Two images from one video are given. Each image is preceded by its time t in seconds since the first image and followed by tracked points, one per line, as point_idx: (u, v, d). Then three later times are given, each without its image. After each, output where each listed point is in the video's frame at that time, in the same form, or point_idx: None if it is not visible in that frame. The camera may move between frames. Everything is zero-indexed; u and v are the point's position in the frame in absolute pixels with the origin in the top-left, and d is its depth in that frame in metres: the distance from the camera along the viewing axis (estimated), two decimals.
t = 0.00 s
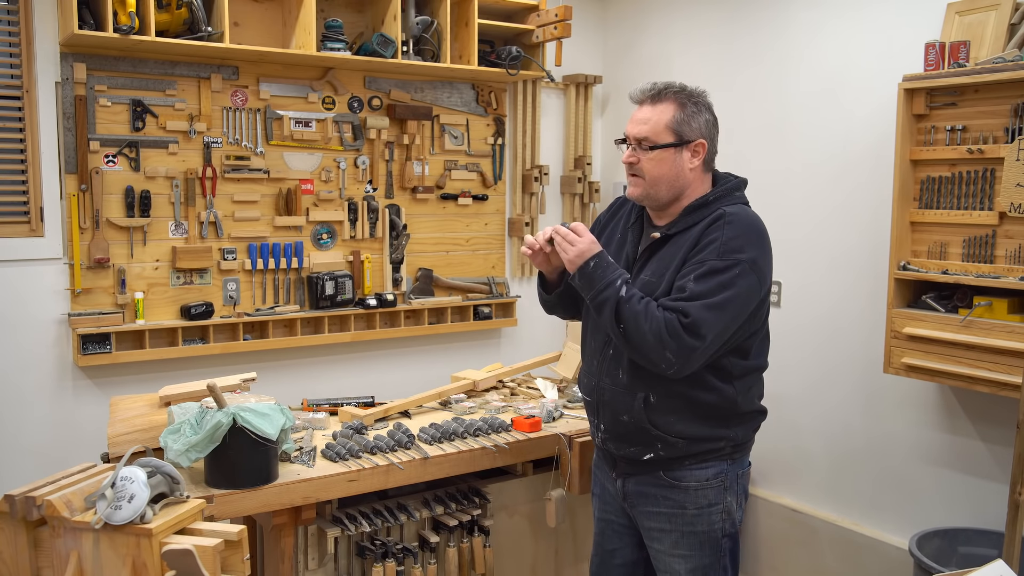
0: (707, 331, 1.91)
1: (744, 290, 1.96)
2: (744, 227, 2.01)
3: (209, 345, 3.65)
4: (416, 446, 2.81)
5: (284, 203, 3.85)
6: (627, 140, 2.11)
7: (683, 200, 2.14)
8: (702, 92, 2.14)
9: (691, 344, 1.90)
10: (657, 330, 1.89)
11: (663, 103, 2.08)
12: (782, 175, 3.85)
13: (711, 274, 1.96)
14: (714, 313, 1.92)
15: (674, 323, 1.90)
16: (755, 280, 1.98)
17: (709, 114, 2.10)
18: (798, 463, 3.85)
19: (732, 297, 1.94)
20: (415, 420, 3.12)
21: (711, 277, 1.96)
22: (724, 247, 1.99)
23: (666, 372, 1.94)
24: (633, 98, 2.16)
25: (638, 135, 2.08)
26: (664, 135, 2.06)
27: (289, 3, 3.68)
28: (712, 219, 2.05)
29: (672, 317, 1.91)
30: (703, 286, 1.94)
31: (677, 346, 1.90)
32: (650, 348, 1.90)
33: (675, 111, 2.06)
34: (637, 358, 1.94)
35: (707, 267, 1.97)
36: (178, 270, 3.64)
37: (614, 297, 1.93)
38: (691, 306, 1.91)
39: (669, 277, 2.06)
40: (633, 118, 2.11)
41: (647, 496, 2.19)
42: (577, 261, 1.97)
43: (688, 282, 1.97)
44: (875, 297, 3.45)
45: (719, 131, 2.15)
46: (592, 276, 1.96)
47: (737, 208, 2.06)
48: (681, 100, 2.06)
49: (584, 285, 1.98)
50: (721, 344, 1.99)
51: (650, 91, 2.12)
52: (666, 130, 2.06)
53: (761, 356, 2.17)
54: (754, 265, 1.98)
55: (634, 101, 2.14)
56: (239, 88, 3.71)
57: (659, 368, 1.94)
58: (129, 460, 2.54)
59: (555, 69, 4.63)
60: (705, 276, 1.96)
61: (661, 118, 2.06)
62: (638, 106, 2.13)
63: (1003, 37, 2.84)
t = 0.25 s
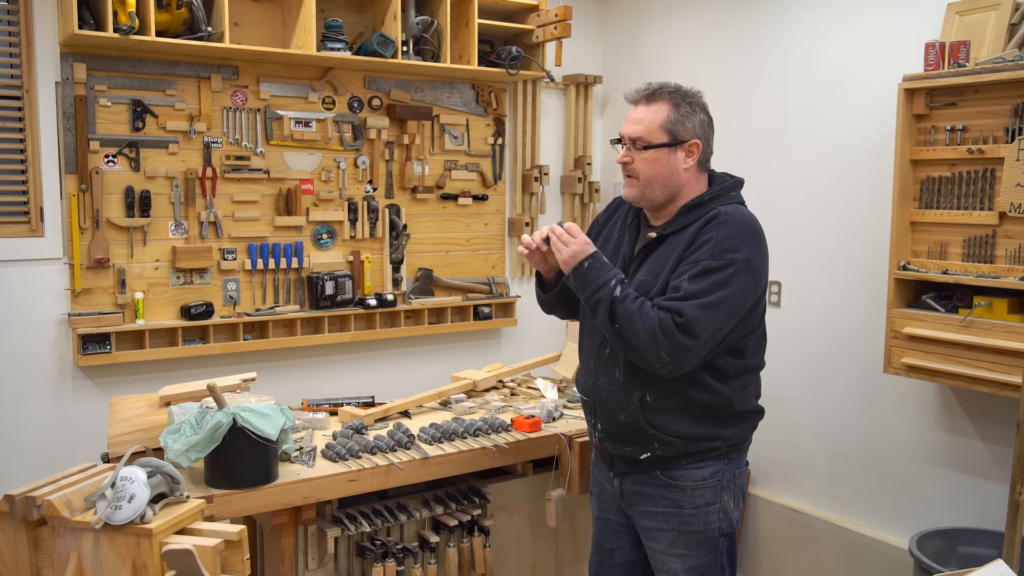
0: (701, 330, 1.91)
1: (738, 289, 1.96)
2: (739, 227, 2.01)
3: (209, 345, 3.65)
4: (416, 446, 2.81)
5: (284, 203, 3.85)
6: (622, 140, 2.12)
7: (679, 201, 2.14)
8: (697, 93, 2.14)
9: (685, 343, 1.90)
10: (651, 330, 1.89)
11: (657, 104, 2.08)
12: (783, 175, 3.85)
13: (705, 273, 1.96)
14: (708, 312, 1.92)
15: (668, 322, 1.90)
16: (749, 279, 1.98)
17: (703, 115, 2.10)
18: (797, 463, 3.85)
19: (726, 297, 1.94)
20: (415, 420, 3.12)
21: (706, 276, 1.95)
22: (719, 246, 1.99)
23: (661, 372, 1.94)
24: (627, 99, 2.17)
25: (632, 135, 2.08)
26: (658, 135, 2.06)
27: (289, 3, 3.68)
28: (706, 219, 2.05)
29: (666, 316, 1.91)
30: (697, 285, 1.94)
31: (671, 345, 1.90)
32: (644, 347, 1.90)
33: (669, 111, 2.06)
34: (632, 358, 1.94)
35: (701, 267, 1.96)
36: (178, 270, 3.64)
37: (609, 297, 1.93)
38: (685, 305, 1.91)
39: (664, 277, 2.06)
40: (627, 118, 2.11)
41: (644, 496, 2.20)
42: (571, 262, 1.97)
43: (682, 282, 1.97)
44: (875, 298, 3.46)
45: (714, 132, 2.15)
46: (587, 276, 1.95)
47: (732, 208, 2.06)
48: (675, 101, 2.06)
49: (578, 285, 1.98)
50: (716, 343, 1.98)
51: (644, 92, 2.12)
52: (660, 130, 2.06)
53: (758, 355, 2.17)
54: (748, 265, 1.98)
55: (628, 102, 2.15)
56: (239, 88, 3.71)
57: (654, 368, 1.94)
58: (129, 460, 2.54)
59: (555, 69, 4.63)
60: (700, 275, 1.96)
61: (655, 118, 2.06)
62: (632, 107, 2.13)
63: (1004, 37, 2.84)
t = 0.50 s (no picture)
0: (697, 331, 1.91)
1: (734, 289, 1.96)
2: (735, 228, 2.01)
3: (209, 345, 3.65)
4: (416, 446, 2.81)
5: (284, 203, 3.85)
6: (618, 141, 2.12)
7: (675, 201, 2.14)
8: (692, 93, 2.14)
9: (681, 344, 1.90)
10: (647, 331, 1.89)
11: (652, 104, 2.08)
12: (782, 175, 3.85)
13: (701, 274, 1.96)
14: (703, 313, 1.91)
15: (663, 323, 1.90)
16: (745, 279, 1.98)
17: (699, 115, 2.10)
18: (797, 463, 3.85)
19: (722, 297, 1.94)
20: (415, 420, 3.12)
21: (702, 277, 1.95)
22: (714, 247, 1.99)
23: (656, 372, 1.94)
24: (622, 100, 2.17)
25: (627, 136, 2.08)
26: (653, 135, 2.06)
27: (289, 3, 3.68)
28: (703, 219, 2.06)
29: (661, 317, 1.91)
30: (692, 286, 1.94)
31: (666, 346, 1.90)
32: (639, 348, 1.90)
33: (664, 112, 2.06)
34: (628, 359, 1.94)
35: (696, 268, 1.96)
36: (178, 270, 3.64)
37: (603, 298, 1.93)
38: (680, 306, 1.91)
39: (661, 277, 2.06)
40: (623, 119, 2.11)
41: (642, 496, 2.20)
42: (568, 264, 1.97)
43: (678, 282, 1.97)
44: (874, 298, 3.46)
45: (710, 132, 2.15)
46: (583, 277, 1.96)
47: (728, 208, 2.06)
48: (670, 101, 2.06)
49: (574, 286, 1.98)
50: (712, 343, 1.98)
51: (639, 93, 2.12)
52: (655, 131, 2.06)
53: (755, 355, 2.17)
54: (744, 265, 1.98)
55: (623, 103, 2.15)
56: (239, 88, 3.71)
57: (650, 368, 1.94)
58: (129, 460, 2.54)
59: (555, 69, 4.63)
60: (695, 276, 1.96)
61: (650, 118, 2.06)
62: (627, 108, 2.13)
63: (1004, 37, 2.84)
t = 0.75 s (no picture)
0: (694, 331, 1.91)
1: (731, 290, 1.96)
2: (732, 228, 2.01)
3: (209, 345, 3.65)
4: (416, 446, 2.81)
5: (284, 203, 3.85)
6: (616, 142, 2.12)
7: (673, 201, 2.14)
8: (690, 93, 2.13)
9: (678, 345, 1.90)
10: (643, 332, 1.89)
11: (650, 104, 2.08)
12: (782, 175, 3.85)
13: (699, 274, 1.95)
14: (699, 313, 1.91)
15: (660, 324, 1.90)
16: (743, 280, 1.98)
17: (697, 115, 2.10)
18: (797, 463, 3.85)
19: (719, 298, 1.94)
20: (415, 420, 3.12)
21: (699, 277, 1.95)
22: (712, 248, 1.99)
23: (653, 373, 1.94)
24: (620, 100, 2.17)
25: (625, 136, 2.08)
26: (651, 135, 2.06)
27: (289, 3, 3.68)
28: (701, 219, 2.06)
29: (657, 318, 1.91)
30: (689, 287, 1.94)
31: (663, 347, 1.89)
32: (636, 349, 1.90)
33: (662, 112, 2.06)
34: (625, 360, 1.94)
35: (693, 268, 1.96)
36: (178, 270, 3.64)
37: (600, 300, 1.93)
38: (677, 306, 1.91)
39: (659, 278, 2.06)
40: (622, 119, 2.11)
41: (640, 496, 2.20)
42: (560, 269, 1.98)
43: (676, 283, 1.97)
44: (874, 298, 3.46)
45: (708, 132, 2.15)
46: (576, 281, 1.96)
47: (726, 208, 2.06)
48: (668, 101, 2.06)
49: (569, 291, 1.98)
50: (709, 343, 1.98)
51: (637, 93, 2.12)
52: (653, 131, 2.06)
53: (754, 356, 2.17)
54: (742, 265, 1.98)
55: (621, 103, 2.14)
56: (239, 88, 3.71)
57: (648, 370, 1.94)
58: (129, 460, 2.54)
59: (555, 69, 4.63)
60: (692, 276, 1.96)
61: (648, 118, 2.06)
62: (625, 108, 2.13)
63: (1004, 37, 2.84)
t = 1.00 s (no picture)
0: (691, 331, 1.90)
1: (728, 289, 1.96)
2: (730, 228, 2.01)
3: (209, 345, 3.65)
4: (416, 446, 2.81)
5: (284, 203, 3.85)
6: (619, 142, 2.11)
7: (676, 200, 2.14)
8: (692, 92, 2.13)
9: (675, 344, 1.89)
10: (639, 332, 1.89)
11: (653, 103, 2.08)
12: (783, 175, 3.85)
13: (696, 274, 1.95)
14: (695, 313, 1.91)
15: (655, 324, 1.90)
16: (741, 280, 1.98)
17: (699, 115, 2.10)
18: (797, 463, 3.86)
19: (716, 297, 1.94)
20: (415, 420, 3.12)
21: (696, 277, 1.95)
22: (709, 248, 1.98)
23: (651, 373, 1.94)
24: (622, 99, 2.16)
25: (629, 137, 2.08)
26: (655, 135, 2.05)
27: (289, 3, 3.68)
28: (699, 219, 2.06)
29: (654, 318, 1.91)
30: (685, 287, 1.94)
31: (659, 346, 1.89)
32: (632, 349, 1.90)
33: (665, 111, 2.06)
34: (622, 360, 1.94)
35: (690, 268, 1.96)
36: (178, 270, 3.64)
37: (595, 302, 1.94)
38: (674, 306, 1.91)
39: (657, 278, 2.06)
40: (625, 119, 2.11)
41: (639, 496, 2.20)
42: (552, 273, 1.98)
43: (673, 282, 1.97)
44: (874, 298, 3.46)
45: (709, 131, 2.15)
46: (568, 287, 1.96)
47: (724, 208, 2.06)
48: (671, 101, 2.06)
49: (561, 297, 1.98)
50: (707, 343, 1.98)
51: (640, 92, 2.12)
52: (657, 130, 2.06)
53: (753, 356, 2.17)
54: (740, 265, 1.98)
55: (623, 102, 2.14)
56: (239, 88, 3.71)
57: (645, 370, 1.94)
58: (129, 460, 2.54)
59: (555, 69, 4.63)
60: (690, 276, 1.95)
61: (652, 118, 2.06)
62: (627, 108, 2.12)
63: (1003, 37, 2.84)
